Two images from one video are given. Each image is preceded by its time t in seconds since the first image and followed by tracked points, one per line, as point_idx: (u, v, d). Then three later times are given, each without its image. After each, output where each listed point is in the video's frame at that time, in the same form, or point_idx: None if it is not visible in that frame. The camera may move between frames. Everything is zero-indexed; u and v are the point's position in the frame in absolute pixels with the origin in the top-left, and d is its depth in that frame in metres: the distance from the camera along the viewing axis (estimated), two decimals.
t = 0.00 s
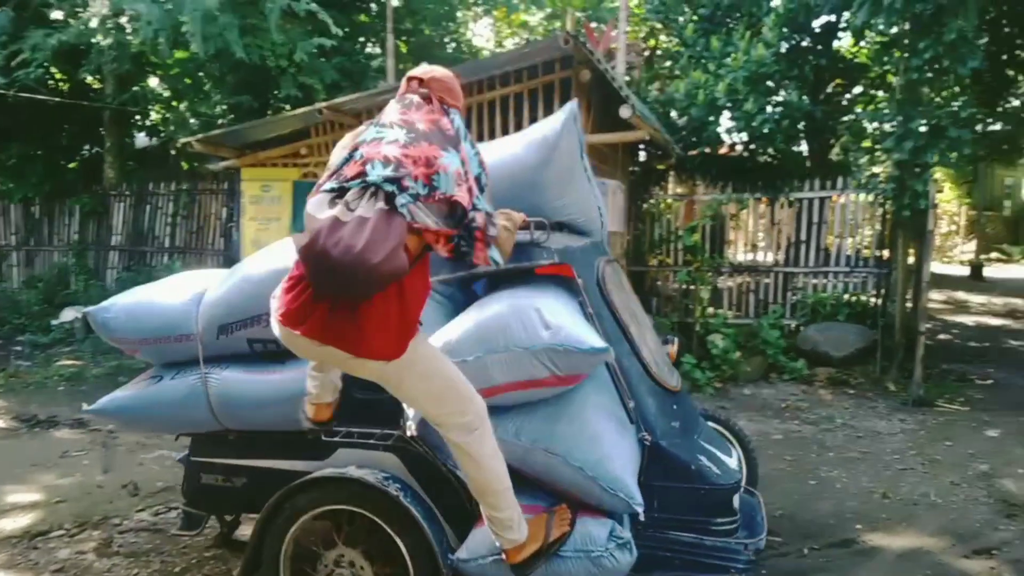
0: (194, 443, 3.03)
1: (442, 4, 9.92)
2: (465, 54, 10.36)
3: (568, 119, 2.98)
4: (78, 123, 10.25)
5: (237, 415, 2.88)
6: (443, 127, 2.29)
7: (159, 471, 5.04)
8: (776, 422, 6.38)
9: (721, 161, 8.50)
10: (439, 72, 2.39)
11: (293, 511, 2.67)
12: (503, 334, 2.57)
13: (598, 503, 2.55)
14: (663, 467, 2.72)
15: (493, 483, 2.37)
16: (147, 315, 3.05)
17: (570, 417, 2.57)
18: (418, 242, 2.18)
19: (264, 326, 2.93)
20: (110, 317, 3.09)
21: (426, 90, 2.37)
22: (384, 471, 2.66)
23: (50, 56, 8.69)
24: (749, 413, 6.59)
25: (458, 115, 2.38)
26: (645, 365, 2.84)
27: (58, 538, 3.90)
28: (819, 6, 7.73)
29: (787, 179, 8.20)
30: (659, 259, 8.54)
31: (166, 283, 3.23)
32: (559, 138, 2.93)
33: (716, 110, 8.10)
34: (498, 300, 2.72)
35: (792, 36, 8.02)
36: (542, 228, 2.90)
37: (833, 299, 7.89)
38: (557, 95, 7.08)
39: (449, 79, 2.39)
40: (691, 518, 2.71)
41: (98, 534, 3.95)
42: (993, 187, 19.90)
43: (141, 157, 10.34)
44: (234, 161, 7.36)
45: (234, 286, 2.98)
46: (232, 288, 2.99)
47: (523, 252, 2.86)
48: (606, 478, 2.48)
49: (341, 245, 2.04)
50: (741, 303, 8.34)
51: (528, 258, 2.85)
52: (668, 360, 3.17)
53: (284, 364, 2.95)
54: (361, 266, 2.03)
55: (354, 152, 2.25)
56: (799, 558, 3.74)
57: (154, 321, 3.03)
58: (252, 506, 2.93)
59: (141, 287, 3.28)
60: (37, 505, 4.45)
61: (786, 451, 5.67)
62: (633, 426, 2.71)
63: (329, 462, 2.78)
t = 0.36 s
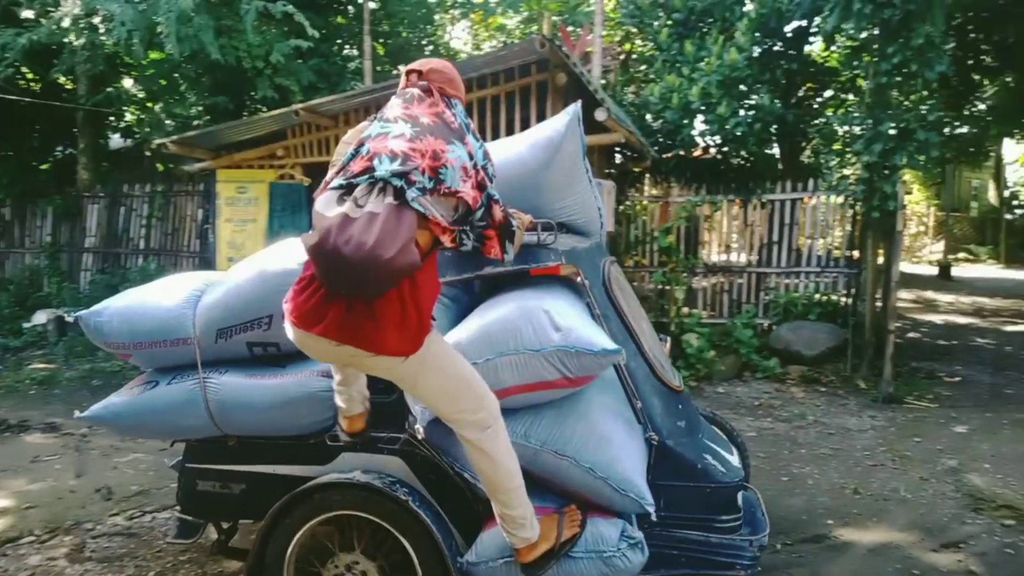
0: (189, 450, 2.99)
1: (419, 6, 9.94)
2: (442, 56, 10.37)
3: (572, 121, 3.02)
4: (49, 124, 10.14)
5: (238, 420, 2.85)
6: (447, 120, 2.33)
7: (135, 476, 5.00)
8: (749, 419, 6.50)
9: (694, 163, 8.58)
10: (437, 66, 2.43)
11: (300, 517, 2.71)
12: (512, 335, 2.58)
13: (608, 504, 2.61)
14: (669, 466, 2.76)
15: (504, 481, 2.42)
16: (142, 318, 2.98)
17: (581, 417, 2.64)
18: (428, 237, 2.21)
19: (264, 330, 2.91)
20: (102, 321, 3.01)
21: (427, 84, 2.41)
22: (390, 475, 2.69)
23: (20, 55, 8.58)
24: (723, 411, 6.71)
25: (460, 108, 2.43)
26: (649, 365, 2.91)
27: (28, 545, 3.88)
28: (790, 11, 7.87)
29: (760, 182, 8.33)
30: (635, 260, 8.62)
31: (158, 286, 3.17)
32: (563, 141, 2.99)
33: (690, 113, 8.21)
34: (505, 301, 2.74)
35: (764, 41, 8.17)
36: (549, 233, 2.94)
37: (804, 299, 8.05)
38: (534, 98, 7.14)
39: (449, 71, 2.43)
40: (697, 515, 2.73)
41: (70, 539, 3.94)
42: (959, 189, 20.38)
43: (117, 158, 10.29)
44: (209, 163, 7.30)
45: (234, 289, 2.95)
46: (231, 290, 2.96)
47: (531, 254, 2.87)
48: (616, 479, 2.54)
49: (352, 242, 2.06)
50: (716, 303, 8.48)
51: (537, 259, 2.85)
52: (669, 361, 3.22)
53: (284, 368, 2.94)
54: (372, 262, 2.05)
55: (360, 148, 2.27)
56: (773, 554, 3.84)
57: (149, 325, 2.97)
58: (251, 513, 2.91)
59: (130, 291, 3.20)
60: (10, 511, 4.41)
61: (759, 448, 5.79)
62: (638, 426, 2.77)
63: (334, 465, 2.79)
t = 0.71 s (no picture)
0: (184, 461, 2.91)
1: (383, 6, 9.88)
2: (406, 57, 10.30)
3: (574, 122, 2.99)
4: None
5: (241, 429, 2.78)
6: (448, 121, 2.34)
7: (94, 483, 4.90)
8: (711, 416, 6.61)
9: (657, 164, 8.65)
10: (431, 64, 2.42)
11: (305, 528, 2.67)
12: (526, 338, 2.60)
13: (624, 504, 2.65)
14: (680, 464, 2.82)
15: (527, 485, 2.42)
16: (135, 327, 2.87)
17: (595, 416, 2.67)
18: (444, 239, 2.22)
19: (265, 336, 2.84)
20: (91, 330, 2.88)
21: (422, 84, 2.40)
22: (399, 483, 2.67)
23: None
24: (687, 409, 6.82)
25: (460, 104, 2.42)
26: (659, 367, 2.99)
27: None
28: (748, 15, 8.02)
29: (720, 182, 8.43)
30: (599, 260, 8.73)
31: (146, 292, 3.05)
32: (566, 143, 2.98)
33: (652, 115, 8.29)
34: (515, 304, 2.75)
35: (724, 44, 8.30)
36: (561, 234, 2.96)
37: (764, 298, 8.20)
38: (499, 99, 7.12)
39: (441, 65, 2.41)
40: (707, 512, 2.81)
41: (20, 551, 3.85)
42: (914, 190, 20.91)
43: (72, 158, 10.07)
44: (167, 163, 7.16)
45: (231, 294, 2.86)
46: (227, 296, 2.86)
47: (542, 255, 2.89)
48: (631, 478, 2.58)
49: (370, 251, 2.06)
50: (679, 303, 8.64)
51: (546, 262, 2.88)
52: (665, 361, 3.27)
53: (285, 374, 2.88)
54: (391, 269, 2.05)
55: (365, 155, 2.28)
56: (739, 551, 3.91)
57: (142, 334, 2.85)
58: (250, 525, 2.86)
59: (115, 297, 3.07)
60: None
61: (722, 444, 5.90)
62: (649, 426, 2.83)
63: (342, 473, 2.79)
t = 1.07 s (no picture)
0: (184, 475, 2.82)
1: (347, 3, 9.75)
2: (370, 55, 10.22)
3: (578, 124, 3.05)
4: None
5: (247, 439, 2.70)
6: (452, 126, 2.31)
7: (46, 491, 4.76)
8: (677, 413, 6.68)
9: (622, 164, 8.69)
10: (426, 67, 2.37)
11: (314, 540, 2.63)
12: (541, 338, 2.60)
13: (641, 501, 2.67)
14: (689, 459, 2.82)
15: (551, 480, 2.42)
16: (134, 337, 2.76)
17: (607, 415, 2.70)
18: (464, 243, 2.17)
19: (269, 343, 2.76)
20: (86, 342, 2.77)
21: (421, 91, 2.37)
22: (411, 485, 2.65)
23: None
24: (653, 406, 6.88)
25: (459, 105, 2.39)
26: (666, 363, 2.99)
27: None
28: (710, 16, 8.07)
29: (685, 182, 8.55)
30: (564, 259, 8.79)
31: (139, 301, 2.93)
32: (570, 142, 3.02)
33: (617, 115, 8.30)
34: (525, 305, 2.73)
35: (687, 45, 8.36)
36: (569, 234, 2.91)
37: (728, 296, 8.29)
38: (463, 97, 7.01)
39: (435, 67, 2.37)
40: (715, 505, 2.80)
41: None
42: (873, 189, 21.31)
43: (24, 156, 9.47)
44: (123, 162, 7.00)
45: (234, 301, 2.79)
46: (229, 304, 2.79)
47: (552, 256, 2.83)
48: (647, 475, 2.60)
49: (396, 263, 2.01)
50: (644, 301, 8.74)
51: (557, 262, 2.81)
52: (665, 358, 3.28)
53: (290, 381, 2.80)
54: (420, 278, 2.01)
55: (376, 167, 2.23)
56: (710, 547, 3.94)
57: (142, 344, 2.75)
58: (254, 538, 2.77)
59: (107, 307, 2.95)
60: None
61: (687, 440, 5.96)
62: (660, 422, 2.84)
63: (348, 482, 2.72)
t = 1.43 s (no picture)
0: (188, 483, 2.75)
1: (324, 5, 9.70)
2: (347, 57, 10.21)
3: (580, 125, 3.09)
4: None
5: (259, 444, 2.64)
6: (460, 126, 2.33)
7: (19, 499, 4.69)
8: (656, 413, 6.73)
9: (600, 166, 8.79)
10: (429, 69, 2.41)
11: (336, 540, 2.61)
12: (553, 339, 2.64)
13: (650, 496, 2.75)
14: (696, 454, 2.88)
15: (568, 474, 2.46)
16: (140, 343, 2.69)
17: (614, 413, 2.77)
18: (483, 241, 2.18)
19: (278, 347, 2.72)
20: (90, 350, 2.69)
21: (426, 93, 2.40)
22: (423, 488, 2.65)
23: None
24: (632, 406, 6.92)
25: (464, 105, 2.42)
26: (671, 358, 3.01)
27: None
28: (686, 19, 8.14)
29: (662, 184, 8.64)
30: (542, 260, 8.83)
31: (141, 306, 2.86)
32: (573, 143, 3.05)
33: (594, 117, 8.35)
34: (535, 305, 2.77)
35: (663, 48, 8.44)
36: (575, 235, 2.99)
37: (705, 297, 8.37)
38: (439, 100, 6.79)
39: (437, 68, 2.40)
40: (721, 499, 2.86)
41: None
42: (846, 190, 21.60)
43: None
44: (97, 164, 6.91)
45: (242, 305, 2.74)
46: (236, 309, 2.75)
47: (560, 255, 2.89)
48: (657, 471, 2.69)
49: (423, 262, 1.99)
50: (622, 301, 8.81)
51: (564, 263, 2.88)
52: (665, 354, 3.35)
53: (299, 385, 2.75)
54: (447, 276, 1.99)
55: (390, 168, 2.22)
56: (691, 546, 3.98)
57: (148, 350, 2.69)
58: (263, 544, 2.74)
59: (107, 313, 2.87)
60: None
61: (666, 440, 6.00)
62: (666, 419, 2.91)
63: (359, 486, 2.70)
